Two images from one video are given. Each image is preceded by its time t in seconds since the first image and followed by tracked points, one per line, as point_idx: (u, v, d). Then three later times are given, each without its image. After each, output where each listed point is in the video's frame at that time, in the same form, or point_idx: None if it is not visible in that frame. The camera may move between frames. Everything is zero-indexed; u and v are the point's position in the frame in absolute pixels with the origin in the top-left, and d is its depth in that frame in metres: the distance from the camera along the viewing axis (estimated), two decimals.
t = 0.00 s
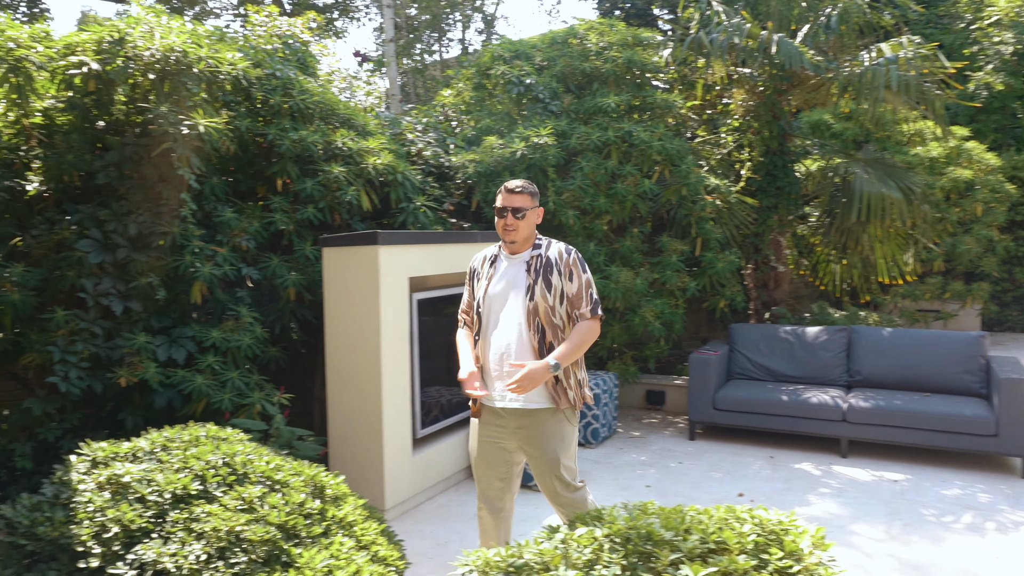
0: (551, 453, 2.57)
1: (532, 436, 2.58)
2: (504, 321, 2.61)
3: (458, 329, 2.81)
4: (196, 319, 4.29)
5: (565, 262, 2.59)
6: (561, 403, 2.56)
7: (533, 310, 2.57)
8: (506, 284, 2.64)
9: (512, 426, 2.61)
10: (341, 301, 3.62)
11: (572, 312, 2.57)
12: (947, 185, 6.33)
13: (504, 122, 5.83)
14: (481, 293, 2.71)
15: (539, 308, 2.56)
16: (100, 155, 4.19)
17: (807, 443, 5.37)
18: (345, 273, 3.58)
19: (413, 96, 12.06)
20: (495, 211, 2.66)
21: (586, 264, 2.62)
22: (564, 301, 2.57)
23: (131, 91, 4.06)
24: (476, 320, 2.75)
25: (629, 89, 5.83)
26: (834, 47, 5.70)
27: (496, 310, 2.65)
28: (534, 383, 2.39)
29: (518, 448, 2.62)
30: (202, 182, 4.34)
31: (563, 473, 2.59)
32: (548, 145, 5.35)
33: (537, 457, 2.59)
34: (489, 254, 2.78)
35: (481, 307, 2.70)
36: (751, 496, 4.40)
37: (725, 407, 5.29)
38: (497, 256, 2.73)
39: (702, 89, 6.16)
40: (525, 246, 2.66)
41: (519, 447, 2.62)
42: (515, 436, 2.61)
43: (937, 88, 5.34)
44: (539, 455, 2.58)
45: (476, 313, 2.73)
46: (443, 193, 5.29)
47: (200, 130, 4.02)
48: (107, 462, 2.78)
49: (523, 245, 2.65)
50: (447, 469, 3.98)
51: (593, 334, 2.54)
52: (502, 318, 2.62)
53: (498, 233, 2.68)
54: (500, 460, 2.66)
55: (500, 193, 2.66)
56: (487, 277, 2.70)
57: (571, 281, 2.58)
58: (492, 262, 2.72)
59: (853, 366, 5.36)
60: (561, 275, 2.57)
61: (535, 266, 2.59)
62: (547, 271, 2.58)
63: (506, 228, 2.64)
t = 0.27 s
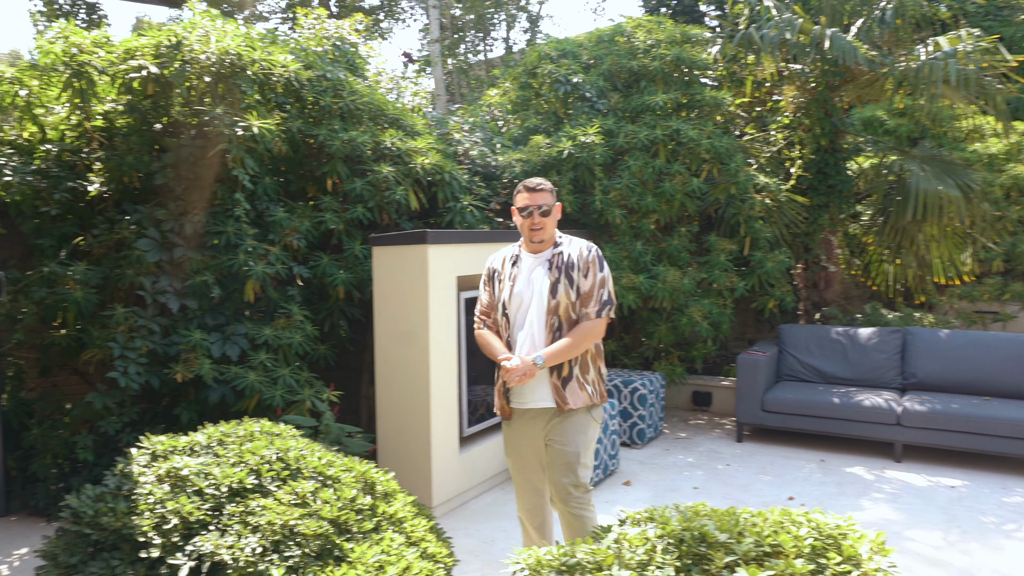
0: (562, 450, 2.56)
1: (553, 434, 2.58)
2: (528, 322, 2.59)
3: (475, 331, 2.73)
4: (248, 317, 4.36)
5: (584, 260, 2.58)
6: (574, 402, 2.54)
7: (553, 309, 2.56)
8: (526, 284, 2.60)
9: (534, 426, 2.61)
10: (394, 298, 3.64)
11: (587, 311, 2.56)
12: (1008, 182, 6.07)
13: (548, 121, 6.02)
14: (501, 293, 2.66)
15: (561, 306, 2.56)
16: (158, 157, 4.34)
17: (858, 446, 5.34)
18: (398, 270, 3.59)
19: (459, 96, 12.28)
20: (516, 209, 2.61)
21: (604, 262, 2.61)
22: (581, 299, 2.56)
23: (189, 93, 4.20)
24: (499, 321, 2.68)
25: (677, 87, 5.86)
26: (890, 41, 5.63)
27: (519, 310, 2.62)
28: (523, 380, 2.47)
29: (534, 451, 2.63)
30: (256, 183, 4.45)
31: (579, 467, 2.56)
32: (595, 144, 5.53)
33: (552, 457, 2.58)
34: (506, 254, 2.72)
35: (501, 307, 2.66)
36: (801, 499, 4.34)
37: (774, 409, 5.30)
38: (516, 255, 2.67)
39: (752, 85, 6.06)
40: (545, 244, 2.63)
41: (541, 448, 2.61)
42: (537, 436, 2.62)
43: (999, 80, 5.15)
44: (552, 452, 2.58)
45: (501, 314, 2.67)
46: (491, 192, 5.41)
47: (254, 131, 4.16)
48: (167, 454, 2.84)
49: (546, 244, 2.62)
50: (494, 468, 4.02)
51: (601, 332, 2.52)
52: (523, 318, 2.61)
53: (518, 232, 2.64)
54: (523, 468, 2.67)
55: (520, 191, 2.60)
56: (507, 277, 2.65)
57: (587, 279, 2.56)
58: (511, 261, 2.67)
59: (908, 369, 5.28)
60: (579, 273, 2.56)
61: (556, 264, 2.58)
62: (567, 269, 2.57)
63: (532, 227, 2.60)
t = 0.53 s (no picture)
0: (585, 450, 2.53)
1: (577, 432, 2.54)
2: (559, 323, 2.55)
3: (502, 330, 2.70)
4: (288, 315, 4.44)
5: (615, 261, 2.53)
6: (599, 404, 2.51)
7: (583, 310, 2.52)
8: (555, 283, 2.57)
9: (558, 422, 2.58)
10: (434, 297, 3.65)
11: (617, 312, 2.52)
12: None
13: (585, 121, 6.02)
14: (529, 293, 2.63)
15: (592, 308, 2.52)
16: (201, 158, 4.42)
17: (900, 450, 5.24)
18: (439, 269, 3.61)
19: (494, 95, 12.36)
20: (545, 207, 2.58)
21: (635, 263, 2.57)
22: (611, 301, 2.52)
23: (231, 94, 4.28)
24: (529, 321, 2.64)
25: (714, 85, 5.78)
26: (936, 35, 5.47)
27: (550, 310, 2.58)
28: (553, 379, 2.46)
29: (557, 451, 2.60)
30: (297, 183, 4.51)
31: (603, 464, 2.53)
32: (632, 143, 5.54)
33: (575, 456, 2.55)
34: (533, 252, 2.68)
35: (530, 307, 2.63)
36: (842, 503, 4.26)
37: (814, 410, 5.22)
38: (544, 254, 2.64)
39: (792, 82, 5.96)
40: (574, 244, 2.58)
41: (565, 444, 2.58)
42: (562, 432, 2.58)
43: None
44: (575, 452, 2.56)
45: (530, 314, 2.63)
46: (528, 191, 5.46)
47: (294, 131, 4.22)
48: (210, 450, 2.89)
49: (574, 242, 2.57)
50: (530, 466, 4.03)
51: (635, 334, 2.50)
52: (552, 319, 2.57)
53: (546, 231, 2.60)
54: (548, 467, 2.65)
55: (550, 188, 2.56)
56: (534, 276, 2.61)
57: (619, 280, 2.52)
58: (539, 260, 2.62)
59: (953, 371, 5.18)
60: (610, 274, 2.52)
61: (585, 265, 2.53)
62: (597, 270, 2.52)
63: (558, 223, 2.55)
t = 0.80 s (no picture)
0: (607, 452, 2.46)
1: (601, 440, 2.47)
2: (589, 322, 2.50)
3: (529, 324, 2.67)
4: (323, 313, 4.49)
5: (652, 264, 2.47)
6: (624, 410, 2.43)
7: (615, 311, 2.46)
8: (588, 281, 2.52)
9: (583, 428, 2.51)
10: (470, 295, 3.66)
11: (649, 317, 2.46)
12: None
13: (619, 119, 6.00)
14: (560, 288, 2.59)
15: (625, 310, 2.46)
16: (239, 157, 4.48)
17: (943, 453, 5.12)
18: (473, 267, 3.62)
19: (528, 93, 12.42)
20: (586, 201, 2.54)
21: (673, 269, 2.50)
22: (646, 305, 2.46)
23: (269, 95, 4.33)
24: (558, 318, 2.59)
25: (751, 81, 5.70)
26: (981, 28, 5.35)
27: (579, 308, 2.53)
28: (581, 377, 2.39)
29: (581, 454, 2.54)
30: (333, 182, 4.55)
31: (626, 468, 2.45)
32: (667, 141, 5.49)
33: (598, 461, 2.49)
34: (567, 248, 2.64)
35: (560, 303, 2.58)
36: (883, 507, 4.16)
37: (852, 412, 5.12)
38: (579, 250, 2.59)
39: (831, 77, 5.90)
40: (611, 242, 2.54)
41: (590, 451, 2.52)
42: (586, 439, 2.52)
43: None
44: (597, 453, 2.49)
45: (559, 311, 2.58)
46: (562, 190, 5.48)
47: (330, 131, 4.27)
48: (247, 446, 2.93)
49: (611, 240, 2.53)
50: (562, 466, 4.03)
51: (667, 341, 2.42)
52: (582, 317, 2.53)
53: (584, 226, 2.56)
54: (571, 470, 2.59)
55: (593, 182, 2.53)
56: (567, 272, 2.57)
57: (655, 284, 2.46)
58: (573, 256, 2.58)
59: (999, 373, 5.05)
60: (646, 277, 2.46)
61: (621, 265, 2.48)
62: (633, 271, 2.47)
63: (598, 217, 2.51)
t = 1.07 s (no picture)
0: (626, 458, 2.41)
1: (619, 446, 2.42)
2: (610, 319, 2.43)
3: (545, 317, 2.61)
4: (344, 311, 4.51)
5: (681, 267, 2.41)
6: (643, 413, 2.37)
7: (640, 311, 2.39)
8: (611, 278, 2.44)
9: (599, 434, 2.45)
10: (491, 292, 3.65)
11: (674, 320, 2.40)
12: None
13: (640, 117, 5.97)
14: (581, 284, 2.51)
15: (649, 310, 2.39)
16: (261, 156, 4.51)
17: (970, 456, 5.02)
18: (494, 265, 3.62)
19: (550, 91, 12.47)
20: (617, 197, 2.46)
21: (699, 273, 2.45)
22: (671, 308, 2.40)
23: (291, 94, 4.35)
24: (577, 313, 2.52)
25: (775, 78, 5.63)
26: (1013, 21, 5.24)
27: (600, 305, 2.46)
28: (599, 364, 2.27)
29: (596, 459, 2.49)
30: (354, 180, 4.56)
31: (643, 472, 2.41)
32: (689, 138, 5.40)
33: (616, 466, 2.44)
34: (591, 243, 2.56)
35: (580, 299, 2.51)
36: (908, 511, 4.09)
37: (877, 414, 5.04)
38: (603, 246, 2.52)
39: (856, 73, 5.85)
40: (639, 241, 2.47)
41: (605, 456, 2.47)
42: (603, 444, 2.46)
43: None
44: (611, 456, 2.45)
45: (578, 306, 2.51)
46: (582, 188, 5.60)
47: (351, 130, 4.28)
48: (267, 443, 2.95)
49: (640, 239, 2.45)
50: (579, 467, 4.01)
51: (691, 347, 2.37)
52: (602, 314, 2.45)
53: (613, 222, 2.48)
54: (581, 475, 2.53)
55: (627, 178, 2.44)
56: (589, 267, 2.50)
57: (682, 286, 2.40)
58: (597, 252, 2.51)
59: None
60: (674, 279, 2.40)
61: (649, 264, 2.40)
62: (661, 272, 2.40)
63: (629, 216, 2.43)
